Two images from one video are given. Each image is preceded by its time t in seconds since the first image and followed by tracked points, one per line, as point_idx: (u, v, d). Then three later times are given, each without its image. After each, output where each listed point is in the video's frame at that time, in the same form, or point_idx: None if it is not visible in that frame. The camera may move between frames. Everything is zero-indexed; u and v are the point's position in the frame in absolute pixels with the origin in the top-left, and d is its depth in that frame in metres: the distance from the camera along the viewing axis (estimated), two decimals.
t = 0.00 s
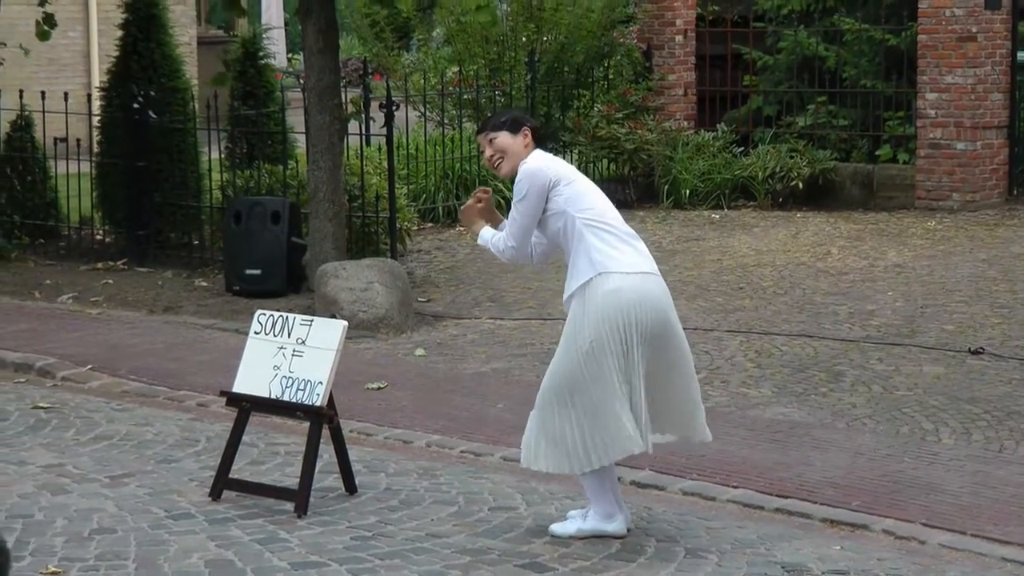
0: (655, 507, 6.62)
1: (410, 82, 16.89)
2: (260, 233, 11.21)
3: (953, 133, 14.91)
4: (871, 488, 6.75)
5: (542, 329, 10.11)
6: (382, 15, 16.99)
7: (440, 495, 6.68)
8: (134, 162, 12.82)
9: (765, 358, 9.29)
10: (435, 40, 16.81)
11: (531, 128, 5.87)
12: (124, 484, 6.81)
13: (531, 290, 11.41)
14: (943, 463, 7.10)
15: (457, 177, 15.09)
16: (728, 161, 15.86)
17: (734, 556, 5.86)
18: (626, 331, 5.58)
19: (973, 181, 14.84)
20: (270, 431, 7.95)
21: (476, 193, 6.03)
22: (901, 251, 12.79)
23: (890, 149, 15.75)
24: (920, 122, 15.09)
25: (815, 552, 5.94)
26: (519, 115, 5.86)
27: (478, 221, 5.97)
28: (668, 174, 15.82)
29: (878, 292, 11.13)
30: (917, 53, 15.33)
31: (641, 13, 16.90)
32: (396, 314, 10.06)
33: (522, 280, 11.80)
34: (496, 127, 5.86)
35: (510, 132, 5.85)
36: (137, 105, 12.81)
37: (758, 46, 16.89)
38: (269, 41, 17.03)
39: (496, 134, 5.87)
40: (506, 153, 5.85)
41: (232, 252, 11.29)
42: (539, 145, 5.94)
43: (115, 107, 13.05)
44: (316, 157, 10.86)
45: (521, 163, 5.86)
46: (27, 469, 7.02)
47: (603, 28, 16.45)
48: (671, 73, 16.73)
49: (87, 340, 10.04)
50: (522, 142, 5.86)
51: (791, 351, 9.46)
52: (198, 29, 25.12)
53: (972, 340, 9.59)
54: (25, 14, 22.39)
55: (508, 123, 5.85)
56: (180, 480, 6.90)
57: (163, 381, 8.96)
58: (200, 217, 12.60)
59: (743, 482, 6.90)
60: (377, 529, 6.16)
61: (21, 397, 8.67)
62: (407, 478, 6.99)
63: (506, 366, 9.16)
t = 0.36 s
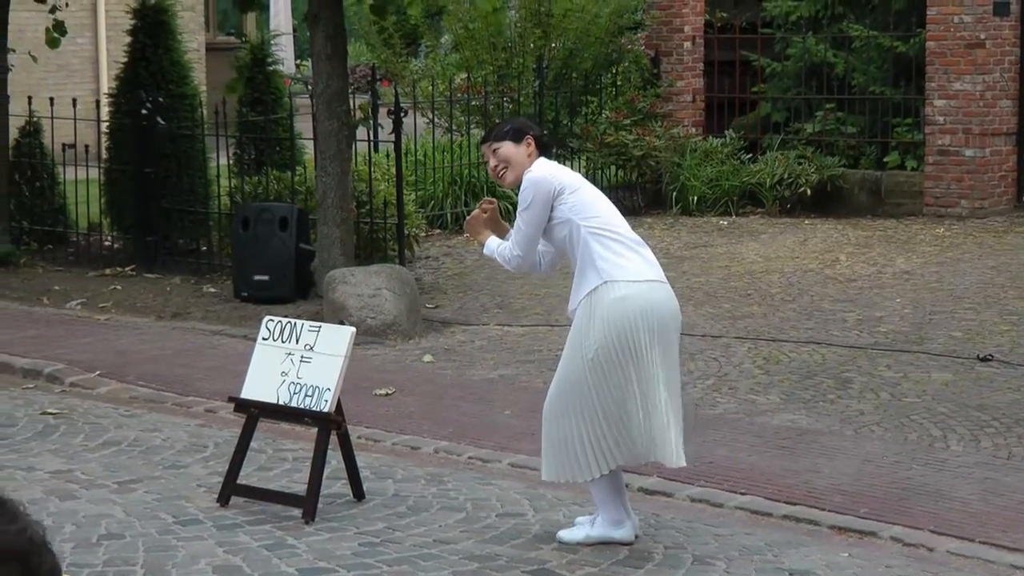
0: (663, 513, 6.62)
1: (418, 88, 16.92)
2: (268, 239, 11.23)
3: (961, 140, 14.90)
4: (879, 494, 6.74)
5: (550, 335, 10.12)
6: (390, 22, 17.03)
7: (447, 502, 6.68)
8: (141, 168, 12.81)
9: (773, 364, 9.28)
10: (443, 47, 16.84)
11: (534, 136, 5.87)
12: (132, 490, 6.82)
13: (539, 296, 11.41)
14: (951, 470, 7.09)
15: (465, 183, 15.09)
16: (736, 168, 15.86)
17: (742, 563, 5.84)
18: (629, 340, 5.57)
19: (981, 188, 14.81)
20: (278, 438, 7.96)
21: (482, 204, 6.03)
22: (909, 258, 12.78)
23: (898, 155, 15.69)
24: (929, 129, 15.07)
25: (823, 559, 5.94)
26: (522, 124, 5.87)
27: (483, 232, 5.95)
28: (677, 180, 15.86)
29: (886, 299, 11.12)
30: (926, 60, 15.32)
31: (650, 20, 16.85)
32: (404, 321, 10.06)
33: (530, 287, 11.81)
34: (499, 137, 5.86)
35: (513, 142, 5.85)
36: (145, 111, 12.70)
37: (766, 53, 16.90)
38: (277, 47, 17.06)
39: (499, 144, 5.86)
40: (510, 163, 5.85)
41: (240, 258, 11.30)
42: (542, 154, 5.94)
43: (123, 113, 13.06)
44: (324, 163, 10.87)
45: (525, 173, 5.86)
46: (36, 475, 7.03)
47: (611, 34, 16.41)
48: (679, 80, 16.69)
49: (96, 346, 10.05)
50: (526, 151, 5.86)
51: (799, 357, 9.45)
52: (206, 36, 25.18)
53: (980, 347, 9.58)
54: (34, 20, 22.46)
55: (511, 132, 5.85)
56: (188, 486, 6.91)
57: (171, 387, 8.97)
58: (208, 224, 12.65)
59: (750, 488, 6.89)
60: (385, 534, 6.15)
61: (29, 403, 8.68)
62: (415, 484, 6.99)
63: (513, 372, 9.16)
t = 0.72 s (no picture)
0: (672, 517, 6.61)
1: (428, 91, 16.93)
2: (277, 241, 11.23)
3: (971, 144, 14.87)
4: (889, 499, 6.72)
5: (560, 338, 10.11)
6: (400, 25, 17.05)
7: (457, 505, 6.68)
8: (151, 171, 12.84)
9: (782, 368, 9.27)
10: (453, 50, 16.86)
11: (545, 140, 5.86)
12: (141, 492, 6.82)
13: (548, 300, 11.40)
14: (960, 474, 7.07)
15: (475, 187, 15.09)
16: (746, 171, 15.84)
17: (751, 567, 5.83)
18: (640, 344, 5.56)
19: (991, 192, 14.79)
20: (287, 440, 7.96)
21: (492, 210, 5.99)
22: (919, 262, 12.76)
23: (908, 159, 15.68)
24: (939, 133, 15.05)
25: (833, 563, 5.92)
26: (533, 127, 5.87)
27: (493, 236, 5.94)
28: (686, 184, 15.87)
29: (896, 303, 11.09)
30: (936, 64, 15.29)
31: (660, 23, 16.82)
32: (414, 324, 10.06)
33: (539, 290, 11.81)
34: (510, 141, 5.86)
35: (524, 146, 5.85)
36: (156, 113, 12.79)
37: (777, 57, 16.90)
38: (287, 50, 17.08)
39: (509, 149, 5.86)
40: (521, 167, 5.84)
41: (250, 261, 11.30)
42: (554, 160, 5.93)
43: (133, 116, 13.05)
44: (334, 166, 10.87)
45: (536, 177, 5.85)
46: (45, 477, 7.04)
47: (620, 38, 16.40)
48: (689, 84, 16.70)
49: (105, 349, 10.06)
50: (537, 155, 5.85)
51: (809, 361, 9.44)
52: (216, 39, 25.21)
53: (990, 351, 9.56)
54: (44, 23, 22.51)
55: (521, 136, 5.85)
56: (199, 488, 6.91)
57: (181, 389, 8.98)
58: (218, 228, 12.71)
59: (760, 492, 6.88)
60: (394, 537, 6.15)
61: (39, 405, 8.69)
62: (424, 487, 6.99)
63: (522, 375, 9.15)
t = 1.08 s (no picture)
0: (682, 511, 6.60)
1: (438, 87, 16.93)
2: (287, 237, 11.22)
3: (982, 138, 14.85)
4: (900, 493, 6.71)
5: (569, 333, 10.11)
6: (409, 21, 17.06)
7: (467, 500, 6.68)
8: (161, 167, 12.69)
9: (792, 362, 9.26)
10: (463, 45, 16.85)
11: (556, 134, 5.86)
12: (152, 487, 6.83)
13: (558, 295, 11.40)
14: (971, 468, 7.06)
15: (485, 182, 15.10)
16: (755, 166, 15.84)
17: (762, 561, 5.83)
18: (650, 338, 5.56)
19: (1002, 185, 14.79)
20: (297, 435, 7.96)
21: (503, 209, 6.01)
22: (929, 256, 12.73)
23: (918, 153, 15.66)
24: (949, 127, 15.02)
25: (843, 557, 5.92)
26: (543, 122, 5.88)
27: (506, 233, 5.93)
28: (696, 179, 15.85)
29: (907, 297, 11.07)
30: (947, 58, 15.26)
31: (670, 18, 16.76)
32: (424, 319, 10.06)
33: (549, 285, 11.80)
34: (519, 136, 5.86)
35: (534, 140, 5.85)
36: (165, 109, 12.57)
37: (786, 51, 16.86)
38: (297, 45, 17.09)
39: (520, 144, 5.86)
40: (532, 162, 5.85)
41: (260, 256, 11.31)
42: (565, 153, 5.93)
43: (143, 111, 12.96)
44: (343, 162, 10.87)
45: (547, 172, 5.85)
46: (56, 473, 7.05)
47: (630, 32, 16.39)
48: (699, 79, 16.68)
49: (116, 345, 10.07)
50: (548, 149, 5.85)
51: (819, 356, 9.43)
52: (225, 34, 25.23)
53: (1001, 345, 9.54)
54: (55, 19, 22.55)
55: (530, 131, 5.85)
56: (209, 484, 6.92)
57: (191, 385, 8.99)
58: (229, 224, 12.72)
59: (770, 487, 6.87)
60: (404, 532, 6.15)
61: (50, 400, 8.71)
62: (434, 482, 6.99)
63: (532, 370, 9.15)
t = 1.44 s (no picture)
0: (690, 508, 6.59)
1: (445, 83, 16.92)
2: (294, 234, 11.22)
3: (989, 134, 14.82)
4: (908, 489, 6.70)
5: (577, 330, 10.09)
6: (416, 18, 17.05)
7: (475, 497, 6.67)
8: (167, 165, 12.79)
9: (800, 359, 9.24)
10: (470, 42, 16.83)
11: (574, 120, 5.84)
12: (159, 485, 6.83)
13: (565, 291, 11.38)
14: (979, 464, 7.05)
15: (492, 179, 15.08)
16: (763, 162, 15.82)
17: (770, 558, 5.82)
18: (655, 333, 5.56)
19: (1009, 181, 14.74)
20: (305, 433, 7.95)
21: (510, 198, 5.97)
22: (937, 252, 12.70)
23: (926, 150, 15.63)
24: (957, 123, 14.99)
25: (851, 553, 5.90)
26: (564, 106, 5.85)
27: (513, 213, 5.93)
28: (703, 175, 15.82)
29: (914, 293, 11.05)
30: (953, 54, 15.23)
31: (677, 14, 16.84)
32: (431, 316, 10.06)
33: (556, 281, 11.79)
34: (538, 119, 5.84)
35: (552, 125, 5.82)
36: (171, 108, 12.68)
37: (793, 47, 16.84)
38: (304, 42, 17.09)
39: (538, 126, 5.85)
40: (547, 145, 5.83)
41: (268, 253, 11.32)
42: (582, 140, 5.90)
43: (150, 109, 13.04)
44: (350, 159, 10.86)
45: (560, 157, 5.83)
46: (64, 471, 7.05)
47: (636, 29, 16.37)
48: (706, 74, 16.61)
49: (122, 342, 10.08)
50: (565, 134, 5.83)
51: (827, 352, 9.41)
52: (232, 32, 25.23)
53: (1009, 341, 9.52)
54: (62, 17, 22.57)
55: (550, 115, 5.83)
56: (216, 481, 6.92)
57: (199, 382, 8.99)
58: (236, 221, 12.69)
59: (778, 483, 6.86)
60: (412, 529, 6.15)
61: (57, 398, 8.71)
62: (442, 479, 6.99)
63: (540, 367, 9.14)
